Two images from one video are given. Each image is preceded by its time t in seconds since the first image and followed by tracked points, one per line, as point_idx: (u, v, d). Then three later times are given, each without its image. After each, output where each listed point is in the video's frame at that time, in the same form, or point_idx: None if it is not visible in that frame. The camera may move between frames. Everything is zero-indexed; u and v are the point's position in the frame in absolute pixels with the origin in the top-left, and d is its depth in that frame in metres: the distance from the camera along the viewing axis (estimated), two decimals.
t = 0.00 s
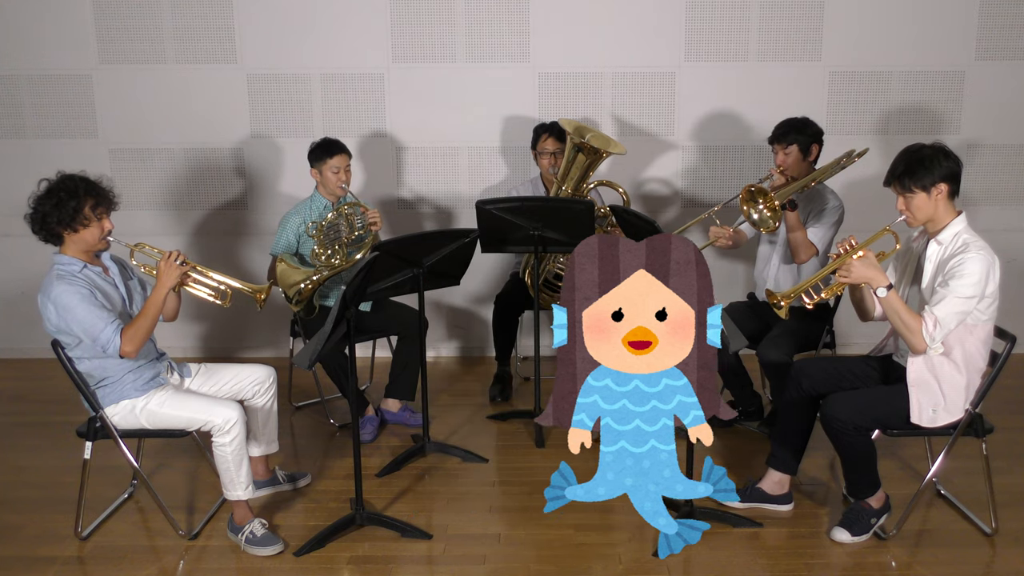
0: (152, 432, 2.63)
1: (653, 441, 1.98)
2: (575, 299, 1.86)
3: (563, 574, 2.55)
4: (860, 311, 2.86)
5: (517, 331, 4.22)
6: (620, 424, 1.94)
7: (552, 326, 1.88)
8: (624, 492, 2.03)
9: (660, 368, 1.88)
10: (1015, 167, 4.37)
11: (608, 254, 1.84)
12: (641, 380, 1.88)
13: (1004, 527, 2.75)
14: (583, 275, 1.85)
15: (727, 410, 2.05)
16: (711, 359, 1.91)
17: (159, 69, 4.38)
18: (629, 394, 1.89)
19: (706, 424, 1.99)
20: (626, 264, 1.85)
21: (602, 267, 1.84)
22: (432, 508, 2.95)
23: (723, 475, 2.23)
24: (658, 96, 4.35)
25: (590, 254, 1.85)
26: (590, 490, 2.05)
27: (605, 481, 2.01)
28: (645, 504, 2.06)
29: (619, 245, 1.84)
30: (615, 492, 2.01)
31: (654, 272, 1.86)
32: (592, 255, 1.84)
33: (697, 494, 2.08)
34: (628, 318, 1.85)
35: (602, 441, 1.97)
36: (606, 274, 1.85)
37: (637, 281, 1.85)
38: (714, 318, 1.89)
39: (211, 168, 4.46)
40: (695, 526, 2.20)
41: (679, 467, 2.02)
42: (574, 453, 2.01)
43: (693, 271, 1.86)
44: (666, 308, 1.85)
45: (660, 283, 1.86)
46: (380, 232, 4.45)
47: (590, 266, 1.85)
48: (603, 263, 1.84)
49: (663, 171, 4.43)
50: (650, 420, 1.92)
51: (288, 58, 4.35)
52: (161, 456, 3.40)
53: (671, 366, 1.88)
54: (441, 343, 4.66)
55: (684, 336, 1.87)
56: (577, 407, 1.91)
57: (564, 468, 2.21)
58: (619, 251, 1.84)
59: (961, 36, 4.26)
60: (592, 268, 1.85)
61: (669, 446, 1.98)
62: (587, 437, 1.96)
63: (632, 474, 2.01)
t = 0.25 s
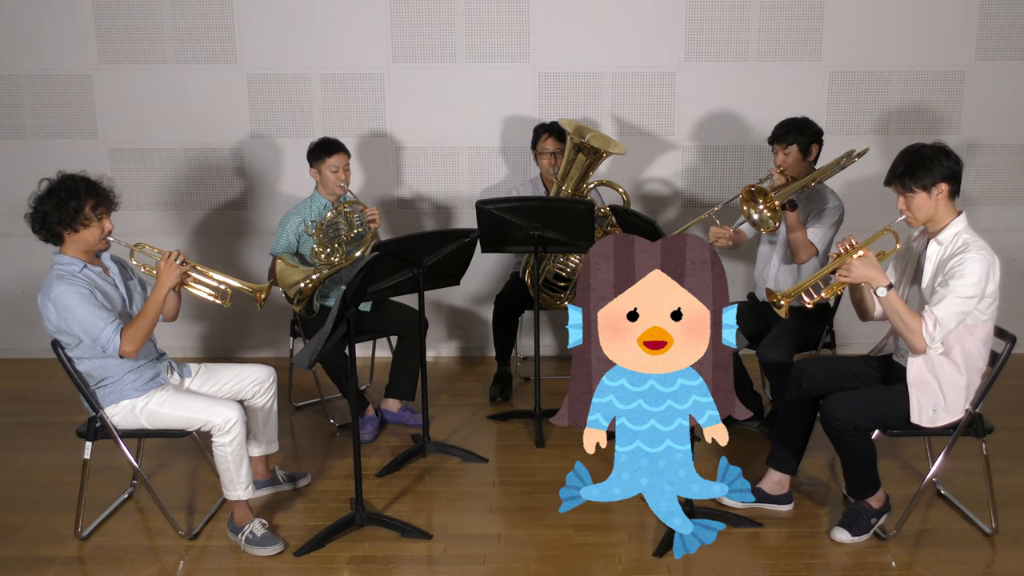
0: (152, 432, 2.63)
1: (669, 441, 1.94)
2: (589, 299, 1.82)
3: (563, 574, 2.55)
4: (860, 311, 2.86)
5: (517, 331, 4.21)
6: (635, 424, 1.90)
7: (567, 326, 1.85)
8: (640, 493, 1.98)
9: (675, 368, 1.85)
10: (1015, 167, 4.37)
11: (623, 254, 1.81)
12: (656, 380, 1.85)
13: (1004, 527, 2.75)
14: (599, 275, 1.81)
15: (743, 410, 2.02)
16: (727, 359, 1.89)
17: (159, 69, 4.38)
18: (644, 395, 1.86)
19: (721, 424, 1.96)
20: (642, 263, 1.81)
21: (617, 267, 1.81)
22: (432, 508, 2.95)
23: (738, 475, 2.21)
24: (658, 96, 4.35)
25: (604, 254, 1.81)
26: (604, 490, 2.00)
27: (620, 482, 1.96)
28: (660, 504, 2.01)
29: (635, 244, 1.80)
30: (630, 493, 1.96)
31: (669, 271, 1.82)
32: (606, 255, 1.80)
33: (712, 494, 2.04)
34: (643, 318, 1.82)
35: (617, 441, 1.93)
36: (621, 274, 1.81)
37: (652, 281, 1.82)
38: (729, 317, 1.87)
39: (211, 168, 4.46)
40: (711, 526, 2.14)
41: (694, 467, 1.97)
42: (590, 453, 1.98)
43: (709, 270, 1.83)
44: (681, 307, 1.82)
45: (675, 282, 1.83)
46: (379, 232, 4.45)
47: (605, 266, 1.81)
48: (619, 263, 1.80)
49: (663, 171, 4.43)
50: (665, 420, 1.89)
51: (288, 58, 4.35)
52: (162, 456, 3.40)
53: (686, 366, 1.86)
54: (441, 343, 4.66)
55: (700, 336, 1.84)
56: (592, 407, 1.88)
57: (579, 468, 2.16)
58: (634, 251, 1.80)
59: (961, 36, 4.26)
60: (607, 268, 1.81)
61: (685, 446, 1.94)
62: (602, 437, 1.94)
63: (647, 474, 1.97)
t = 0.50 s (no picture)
0: (152, 432, 2.63)
1: (686, 441, 2.04)
2: (608, 298, 1.92)
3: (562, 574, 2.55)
4: (860, 311, 2.86)
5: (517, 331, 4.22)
6: (653, 424, 2.01)
7: (586, 326, 1.96)
8: (657, 492, 2.10)
9: (692, 368, 1.94)
10: (1015, 167, 4.37)
11: (641, 254, 1.90)
12: (673, 380, 1.95)
13: (1004, 528, 2.75)
14: (616, 275, 1.91)
15: (760, 410, 2.12)
16: (743, 359, 1.98)
17: (159, 69, 4.38)
18: (661, 395, 1.96)
19: (739, 424, 2.06)
20: (659, 264, 1.90)
21: (635, 267, 1.90)
22: (432, 508, 2.95)
23: (755, 476, 2.25)
24: (658, 96, 4.35)
25: (622, 254, 1.91)
26: (622, 490, 2.11)
27: (638, 481, 2.08)
28: (677, 503, 2.14)
29: (653, 245, 1.90)
30: (648, 492, 2.08)
31: (686, 272, 1.91)
32: (624, 255, 1.90)
33: (729, 494, 2.14)
34: (660, 318, 1.90)
35: (635, 441, 2.04)
36: (639, 274, 1.91)
37: (669, 281, 1.90)
38: (746, 317, 1.95)
39: (211, 168, 4.46)
40: (727, 526, 2.23)
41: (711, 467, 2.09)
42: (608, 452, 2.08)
43: (726, 270, 1.91)
44: (698, 308, 1.91)
45: (692, 283, 1.91)
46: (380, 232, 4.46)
47: (623, 266, 1.91)
48: (636, 263, 1.90)
49: (663, 171, 4.43)
50: (682, 420, 2.00)
51: (288, 58, 4.36)
52: (162, 456, 3.40)
53: (702, 366, 1.95)
54: (441, 343, 4.66)
55: (716, 336, 1.92)
56: (610, 407, 1.99)
57: (596, 469, 2.24)
58: (652, 251, 1.90)
59: (961, 36, 4.26)
60: (626, 268, 1.91)
61: (702, 445, 2.04)
62: (620, 437, 2.03)
63: (665, 474, 2.08)
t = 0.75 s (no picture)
0: (152, 432, 2.63)
1: (701, 441, 2.04)
2: (623, 298, 1.94)
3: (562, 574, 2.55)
4: (860, 311, 2.86)
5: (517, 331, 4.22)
6: (668, 424, 2.01)
7: (600, 326, 1.98)
8: (672, 492, 2.09)
9: (707, 368, 1.95)
10: (1015, 167, 4.37)
11: (656, 254, 1.92)
12: (688, 380, 1.96)
13: (1004, 527, 2.75)
14: (631, 275, 1.93)
15: (774, 410, 2.11)
16: (759, 359, 1.98)
17: (159, 69, 4.38)
18: (676, 395, 1.97)
19: (754, 424, 2.04)
20: (674, 264, 1.92)
21: (650, 267, 1.92)
22: (432, 508, 2.95)
23: (770, 475, 2.25)
24: (658, 96, 4.35)
25: (638, 254, 1.93)
26: (637, 490, 2.12)
27: (653, 481, 2.08)
28: (692, 504, 2.12)
29: (668, 245, 1.92)
30: (663, 492, 2.08)
31: (701, 272, 1.92)
32: (640, 255, 1.92)
33: (745, 494, 2.12)
34: (675, 318, 1.92)
35: (650, 441, 2.04)
36: (654, 274, 1.92)
37: (684, 281, 1.92)
38: (761, 318, 1.96)
39: (211, 168, 4.46)
40: (742, 526, 2.22)
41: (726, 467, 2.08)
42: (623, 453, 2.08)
43: (741, 271, 1.91)
44: (713, 307, 1.92)
45: (707, 283, 1.92)
46: (380, 232, 4.45)
47: (638, 266, 1.93)
48: (651, 263, 1.92)
49: (663, 172, 4.43)
50: (697, 420, 1.99)
51: (288, 58, 4.35)
52: (162, 456, 3.40)
53: (718, 366, 1.95)
54: (441, 343, 4.66)
55: (731, 336, 1.93)
56: (625, 407, 2.00)
57: (611, 469, 2.26)
58: (667, 252, 1.92)
59: (961, 36, 4.26)
60: (640, 268, 1.93)
61: (717, 446, 2.03)
62: (635, 437, 2.02)
63: (680, 474, 2.07)
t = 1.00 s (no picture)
0: (152, 432, 2.63)
1: (718, 441, 2.03)
2: (640, 298, 1.92)
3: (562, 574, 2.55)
4: (860, 311, 2.86)
5: (517, 331, 4.22)
6: (685, 424, 2.00)
7: (617, 326, 1.96)
8: (689, 492, 2.09)
9: (725, 368, 1.93)
10: (1015, 167, 4.37)
11: (673, 254, 1.90)
12: (705, 380, 1.95)
13: (1004, 527, 2.75)
14: (648, 275, 1.91)
15: (791, 410, 2.10)
16: (775, 358, 1.96)
17: (159, 69, 4.38)
18: (694, 394, 1.95)
19: (772, 424, 2.03)
20: (691, 264, 1.89)
21: (667, 268, 1.90)
22: (432, 508, 2.95)
23: (787, 476, 2.22)
24: (658, 96, 4.35)
25: (655, 254, 1.91)
26: (654, 490, 2.12)
27: (671, 481, 2.08)
28: (709, 504, 2.10)
29: (684, 245, 1.89)
30: (680, 492, 2.07)
31: (718, 272, 1.90)
32: (657, 255, 1.90)
33: (762, 494, 2.12)
34: (692, 318, 1.90)
35: (667, 441, 2.04)
36: (671, 274, 1.90)
37: (701, 281, 1.89)
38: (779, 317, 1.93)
39: (211, 168, 4.46)
40: (760, 526, 2.20)
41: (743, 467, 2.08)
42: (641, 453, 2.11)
43: (758, 270, 1.90)
44: (731, 307, 1.90)
45: (724, 282, 1.90)
46: (380, 231, 4.45)
47: (655, 266, 1.90)
48: (668, 263, 1.89)
49: (663, 172, 4.43)
50: (715, 420, 1.98)
51: (288, 58, 4.35)
52: (162, 456, 3.40)
53: (735, 366, 1.93)
54: (441, 343, 4.66)
55: (748, 336, 1.91)
56: (642, 407, 1.99)
57: (628, 469, 2.27)
58: (684, 251, 1.89)
59: (961, 36, 4.26)
60: (657, 268, 1.90)
61: (734, 446, 2.03)
62: (652, 437, 2.06)
63: (697, 473, 2.07)
